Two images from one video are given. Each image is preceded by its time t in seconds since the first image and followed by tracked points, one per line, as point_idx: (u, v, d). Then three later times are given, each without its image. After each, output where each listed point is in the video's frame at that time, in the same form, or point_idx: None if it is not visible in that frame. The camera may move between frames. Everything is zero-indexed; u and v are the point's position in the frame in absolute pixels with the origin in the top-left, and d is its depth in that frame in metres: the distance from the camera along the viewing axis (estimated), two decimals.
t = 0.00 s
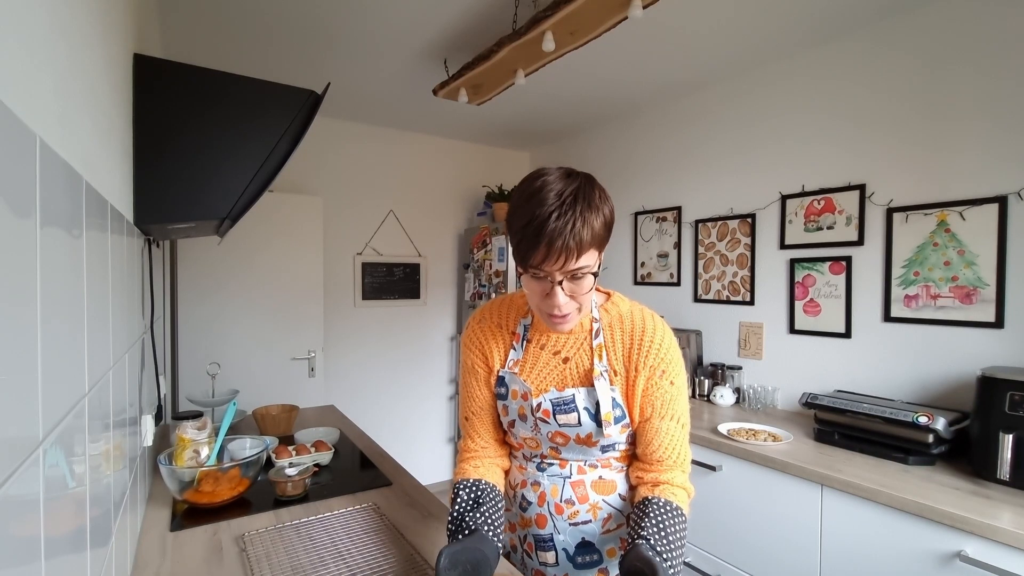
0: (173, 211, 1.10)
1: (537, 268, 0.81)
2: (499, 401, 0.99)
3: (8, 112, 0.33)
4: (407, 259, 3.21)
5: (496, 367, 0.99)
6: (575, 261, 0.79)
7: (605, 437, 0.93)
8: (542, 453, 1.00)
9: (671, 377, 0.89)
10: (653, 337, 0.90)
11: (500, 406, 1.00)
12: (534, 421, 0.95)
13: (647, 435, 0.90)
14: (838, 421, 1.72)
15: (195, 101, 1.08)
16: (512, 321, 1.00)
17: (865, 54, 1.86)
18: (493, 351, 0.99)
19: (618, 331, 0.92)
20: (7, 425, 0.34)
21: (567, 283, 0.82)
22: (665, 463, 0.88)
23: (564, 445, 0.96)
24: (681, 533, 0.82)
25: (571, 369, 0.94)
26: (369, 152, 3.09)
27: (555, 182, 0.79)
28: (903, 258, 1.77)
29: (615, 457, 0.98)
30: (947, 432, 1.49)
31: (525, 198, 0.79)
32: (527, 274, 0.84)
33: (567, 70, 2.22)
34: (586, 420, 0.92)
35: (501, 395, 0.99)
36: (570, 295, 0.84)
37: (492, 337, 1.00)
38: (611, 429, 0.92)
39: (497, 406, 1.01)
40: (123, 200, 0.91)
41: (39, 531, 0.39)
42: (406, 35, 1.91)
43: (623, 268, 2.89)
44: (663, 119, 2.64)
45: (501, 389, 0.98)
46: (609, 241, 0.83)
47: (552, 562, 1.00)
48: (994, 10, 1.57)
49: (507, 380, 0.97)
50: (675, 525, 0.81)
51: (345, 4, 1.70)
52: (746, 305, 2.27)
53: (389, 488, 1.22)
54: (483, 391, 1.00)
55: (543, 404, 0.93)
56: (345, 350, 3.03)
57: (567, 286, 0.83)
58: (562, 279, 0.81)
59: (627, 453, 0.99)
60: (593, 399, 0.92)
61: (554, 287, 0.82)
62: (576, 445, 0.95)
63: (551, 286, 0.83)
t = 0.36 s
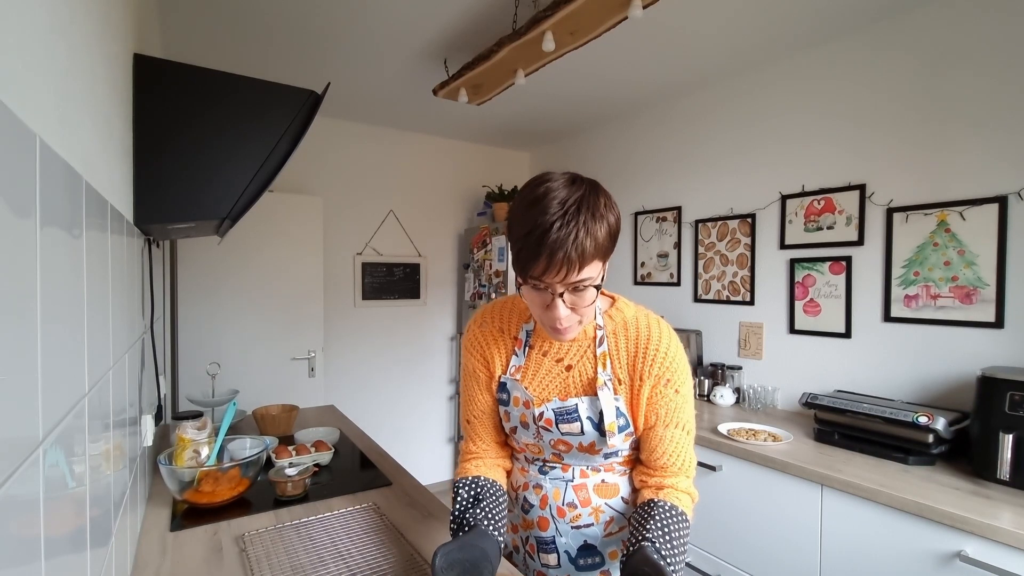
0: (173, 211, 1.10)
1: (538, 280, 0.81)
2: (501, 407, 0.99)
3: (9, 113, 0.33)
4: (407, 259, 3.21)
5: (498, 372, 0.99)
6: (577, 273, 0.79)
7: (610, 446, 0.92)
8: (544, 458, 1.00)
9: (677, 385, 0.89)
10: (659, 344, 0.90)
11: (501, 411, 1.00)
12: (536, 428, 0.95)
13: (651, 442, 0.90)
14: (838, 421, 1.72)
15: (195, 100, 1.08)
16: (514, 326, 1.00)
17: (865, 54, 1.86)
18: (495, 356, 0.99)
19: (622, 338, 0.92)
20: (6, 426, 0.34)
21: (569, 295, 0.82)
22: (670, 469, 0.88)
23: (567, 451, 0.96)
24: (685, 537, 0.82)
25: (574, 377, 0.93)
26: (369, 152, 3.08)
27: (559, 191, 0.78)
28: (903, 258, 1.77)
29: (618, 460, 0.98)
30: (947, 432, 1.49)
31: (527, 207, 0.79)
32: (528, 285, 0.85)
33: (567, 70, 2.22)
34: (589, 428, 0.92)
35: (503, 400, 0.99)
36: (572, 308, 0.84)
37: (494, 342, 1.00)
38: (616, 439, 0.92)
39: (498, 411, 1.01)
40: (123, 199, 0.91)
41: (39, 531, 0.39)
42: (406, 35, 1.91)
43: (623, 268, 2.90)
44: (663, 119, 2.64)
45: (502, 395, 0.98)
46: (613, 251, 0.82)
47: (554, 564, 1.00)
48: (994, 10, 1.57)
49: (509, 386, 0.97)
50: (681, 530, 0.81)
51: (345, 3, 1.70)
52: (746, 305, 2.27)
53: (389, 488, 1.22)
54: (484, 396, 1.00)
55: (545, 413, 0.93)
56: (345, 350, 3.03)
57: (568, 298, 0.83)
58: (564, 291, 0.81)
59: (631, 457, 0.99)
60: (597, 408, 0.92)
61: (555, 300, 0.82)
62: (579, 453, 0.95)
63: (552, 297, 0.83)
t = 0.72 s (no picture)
0: (173, 211, 1.10)
1: (545, 283, 0.81)
2: (504, 408, 0.99)
3: (8, 113, 0.33)
4: (407, 259, 3.21)
5: (501, 374, 0.99)
6: (584, 277, 0.79)
7: (614, 447, 0.93)
8: (547, 458, 1.00)
9: (681, 387, 0.88)
10: (664, 346, 0.89)
11: (505, 411, 1.00)
12: (541, 430, 0.95)
13: (654, 443, 0.90)
14: (838, 421, 1.72)
15: (195, 100, 1.08)
16: (517, 328, 1.00)
17: (865, 54, 1.86)
18: (498, 357, 0.99)
19: (627, 340, 0.91)
20: (7, 425, 0.34)
21: (576, 299, 0.82)
22: (673, 470, 0.88)
23: (570, 453, 0.96)
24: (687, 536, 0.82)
25: (578, 379, 0.94)
26: (369, 152, 3.09)
27: (567, 195, 0.78)
28: (903, 258, 1.77)
29: (621, 461, 0.98)
30: (947, 432, 1.49)
31: (534, 212, 0.79)
32: (534, 288, 0.84)
33: (567, 70, 2.22)
34: (593, 429, 0.92)
35: (506, 401, 0.99)
36: (579, 311, 0.84)
37: (497, 343, 1.00)
38: (620, 440, 0.92)
39: (502, 412, 1.01)
40: (123, 200, 0.91)
41: (39, 531, 0.39)
42: (406, 35, 1.91)
43: (623, 268, 2.90)
44: (663, 119, 2.64)
45: (507, 396, 0.98)
46: (619, 255, 0.83)
47: (557, 564, 1.00)
48: (993, 10, 1.57)
49: (513, 388, 0.97)
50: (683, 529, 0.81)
51: (345, 3, 1.70)
52: (746, 305, 2.27)
53: (389, 489, 1.22)
54: (488, 397, 1.00)
55: (550, 415, 0.93)
56: (345, 350, 3.03)
57: (575, 302, 0.82)
58: (572, 295, 0.81)
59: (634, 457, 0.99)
60: (601, 410, 0.92)
61: (563, 303, 0.82)
62: (582, 454, 0.95)
63: (560, 302, 0.83)
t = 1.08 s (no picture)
0: (173, 211, 1.10)
1: (541, 283, 0.81)
2: (504, 406, 0.99)
3: (9, 113, 0.33)
4: (407, 259, 3.21)
5: (502, 372, 0.99)
6: (580, 277, 0.79)
7: (613, 445, 0.92)
8: (547, 457, 0.99)
9: (681, 384, 0.88)
10: (663, 344, 0.89)
11: (505, 410, 1.00)
12: (540, 428, 0.95)
13: (654, 441, 0.90)
14: (838, 421, 1.72)
15: (195, 100, 1.08)
16: (517, 326, 1.00)
17: (865, 54, 1.86)
18: (499, 355, 0.99)
19: (625, 338, 0.91)
20: (7, 426, 0.34)
21: (573, 298, 0.82)
22: (674, 467, 0.88)
23: (570, 451, 0.96)
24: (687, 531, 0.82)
25: (577, 377, 0.93)
26: (369, 152, 3.08)
27: (563, 195, 0.78)
28: (903, 258, 1.77)
29: (621, 460, 0.97)
30: (947, 432, 1.49)
31: (529, 212, 0.79)
32: (531, 288, 0.84)
33: (567, 70, 2.22)
34: (592, 427, 0.92)
35: (506, 399, 0.98)
36: (576, 311, 0.84)
37: (498, 341, 1.00)
38: (619, 438, 0.91)
39: (502, 410, 1.01)
40: (123, 200, 0.91)
41: (39, 531, 0.39)
42: (407, 35, 1.91)
43: (623, 268, 2.90)
44: (663, 119, 2.64)
45: (506, 394, 0.98)
46: (616, 254, 0.82)
47: (556, 563, 1.00)
48: (993, 10, 1.57)
49: (513, 386, 0.96)
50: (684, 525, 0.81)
51: (346, 4, 1.70)
52: (746, 305, 2.27)
53: (390, 488, 1.22)
54: (488, 394, 1.00)
55: (549, 412, 0.93)
56: (345, 351, 3.03)
57: (572, 301, 0.82)
58: (568, 295, 0.81)
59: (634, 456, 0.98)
60: (600, 408, 0.92)
61: (560, 303, 0.82)
62: (582, 452, 0.95)
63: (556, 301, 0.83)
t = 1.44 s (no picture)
0: (173, 211, 1.10)
1: (525, 276, 0.82)
2: (502, 398, 0.99)
3: (9, 114, 0.33)
4: (407, 259, 3.22)
5: (499, 363, 0.99)
6: (562, 270, 0.79)
7: (606, 434, 0.92)
8: (543, 449, 1.00)
9: (673, 373, 0.88)
10: (653, 334, 0.90)
11: (502, 402, 1.00)
12: (535, 418, 0.95)
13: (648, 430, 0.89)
14: (838, 421, 1.72)
15: (195, 100, 1.08)
16: (514, 319, 1.00)
17: (865, 54, 1.86)
18: (496, 347, 1.00)
19: (618, 330, 0.92)
20: (7, 425, 0.34)
21: (557, 290, 0.83)
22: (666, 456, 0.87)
23: (564, 442, 0.96)
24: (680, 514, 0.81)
25: (571, 369, 0.93)
26: (369, 152, 3.09)
27: (548, 188, 0.78)
28: (903, 258, 1.77)
29: (616, 453, 0.97)
30: (947, 432, 1.49)
31: (515, 203, 0.79)
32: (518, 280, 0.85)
33: (567, 70, 2.22)
34: (586, 418, 0.92)
35: (504, 392, 0.99)
36: (561, 301, 0.84)
37: (495, 334, 1.00)
38: (612, 427, 0.92)
39: (500, 402, 1.01)
40: (123, 200, 0.91)
41: (39, 531, 0.39)
42: (407, 35, 1.91)
43: (623, 268, 2.90)
44: (663, 119, 2.64)
45: (503, 385, 0.98)
46: (600, 246, 0.82)
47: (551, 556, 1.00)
48: (993, 10, 1.57)
49: (510, 377, 0.97)
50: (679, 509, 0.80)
51: (346, 4, 1.70)
52: (746, 305, 2.27)
53: (390, 488, 1.22)
54: (486, 386, 1.00)
55: (543, 402, 0.93)
56: (345, 351, 3.03)
57: (556, 292, 0.83)
58: (551, 286, 0.82)
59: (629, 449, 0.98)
60: (593, 398, 0.92)
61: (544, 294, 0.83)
62: (576, 443, 0.95)
63: (541, 290, 0.83)
